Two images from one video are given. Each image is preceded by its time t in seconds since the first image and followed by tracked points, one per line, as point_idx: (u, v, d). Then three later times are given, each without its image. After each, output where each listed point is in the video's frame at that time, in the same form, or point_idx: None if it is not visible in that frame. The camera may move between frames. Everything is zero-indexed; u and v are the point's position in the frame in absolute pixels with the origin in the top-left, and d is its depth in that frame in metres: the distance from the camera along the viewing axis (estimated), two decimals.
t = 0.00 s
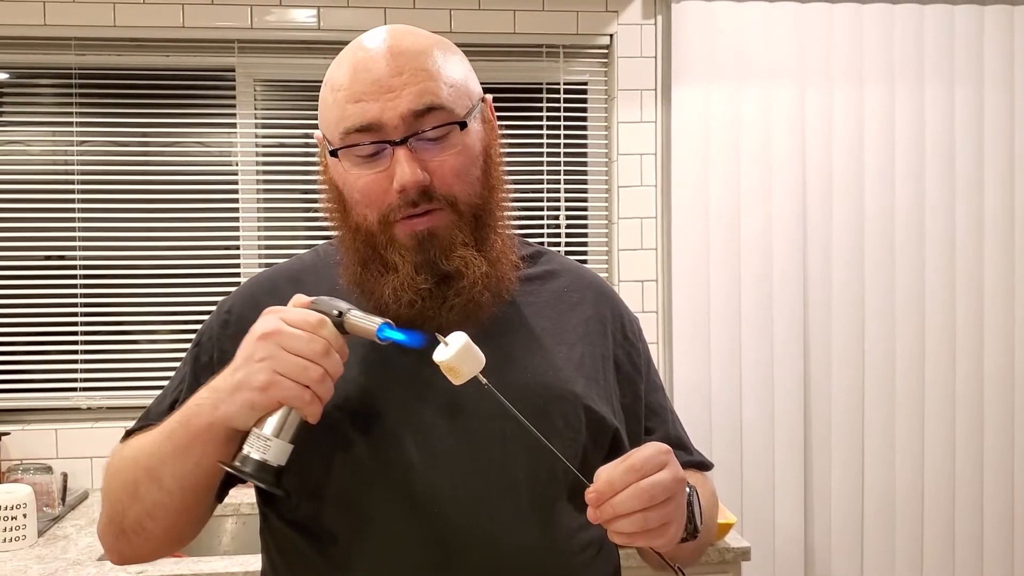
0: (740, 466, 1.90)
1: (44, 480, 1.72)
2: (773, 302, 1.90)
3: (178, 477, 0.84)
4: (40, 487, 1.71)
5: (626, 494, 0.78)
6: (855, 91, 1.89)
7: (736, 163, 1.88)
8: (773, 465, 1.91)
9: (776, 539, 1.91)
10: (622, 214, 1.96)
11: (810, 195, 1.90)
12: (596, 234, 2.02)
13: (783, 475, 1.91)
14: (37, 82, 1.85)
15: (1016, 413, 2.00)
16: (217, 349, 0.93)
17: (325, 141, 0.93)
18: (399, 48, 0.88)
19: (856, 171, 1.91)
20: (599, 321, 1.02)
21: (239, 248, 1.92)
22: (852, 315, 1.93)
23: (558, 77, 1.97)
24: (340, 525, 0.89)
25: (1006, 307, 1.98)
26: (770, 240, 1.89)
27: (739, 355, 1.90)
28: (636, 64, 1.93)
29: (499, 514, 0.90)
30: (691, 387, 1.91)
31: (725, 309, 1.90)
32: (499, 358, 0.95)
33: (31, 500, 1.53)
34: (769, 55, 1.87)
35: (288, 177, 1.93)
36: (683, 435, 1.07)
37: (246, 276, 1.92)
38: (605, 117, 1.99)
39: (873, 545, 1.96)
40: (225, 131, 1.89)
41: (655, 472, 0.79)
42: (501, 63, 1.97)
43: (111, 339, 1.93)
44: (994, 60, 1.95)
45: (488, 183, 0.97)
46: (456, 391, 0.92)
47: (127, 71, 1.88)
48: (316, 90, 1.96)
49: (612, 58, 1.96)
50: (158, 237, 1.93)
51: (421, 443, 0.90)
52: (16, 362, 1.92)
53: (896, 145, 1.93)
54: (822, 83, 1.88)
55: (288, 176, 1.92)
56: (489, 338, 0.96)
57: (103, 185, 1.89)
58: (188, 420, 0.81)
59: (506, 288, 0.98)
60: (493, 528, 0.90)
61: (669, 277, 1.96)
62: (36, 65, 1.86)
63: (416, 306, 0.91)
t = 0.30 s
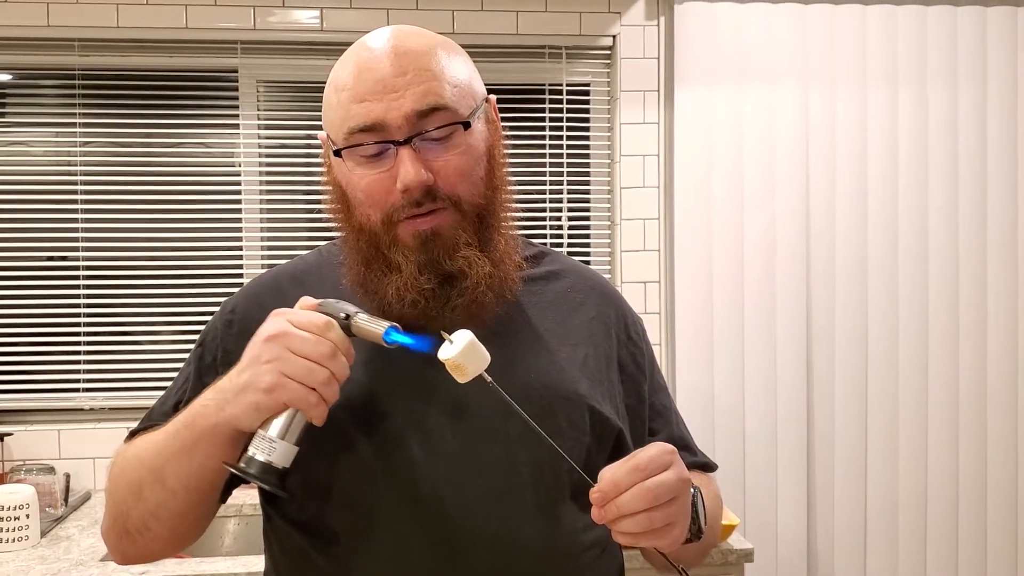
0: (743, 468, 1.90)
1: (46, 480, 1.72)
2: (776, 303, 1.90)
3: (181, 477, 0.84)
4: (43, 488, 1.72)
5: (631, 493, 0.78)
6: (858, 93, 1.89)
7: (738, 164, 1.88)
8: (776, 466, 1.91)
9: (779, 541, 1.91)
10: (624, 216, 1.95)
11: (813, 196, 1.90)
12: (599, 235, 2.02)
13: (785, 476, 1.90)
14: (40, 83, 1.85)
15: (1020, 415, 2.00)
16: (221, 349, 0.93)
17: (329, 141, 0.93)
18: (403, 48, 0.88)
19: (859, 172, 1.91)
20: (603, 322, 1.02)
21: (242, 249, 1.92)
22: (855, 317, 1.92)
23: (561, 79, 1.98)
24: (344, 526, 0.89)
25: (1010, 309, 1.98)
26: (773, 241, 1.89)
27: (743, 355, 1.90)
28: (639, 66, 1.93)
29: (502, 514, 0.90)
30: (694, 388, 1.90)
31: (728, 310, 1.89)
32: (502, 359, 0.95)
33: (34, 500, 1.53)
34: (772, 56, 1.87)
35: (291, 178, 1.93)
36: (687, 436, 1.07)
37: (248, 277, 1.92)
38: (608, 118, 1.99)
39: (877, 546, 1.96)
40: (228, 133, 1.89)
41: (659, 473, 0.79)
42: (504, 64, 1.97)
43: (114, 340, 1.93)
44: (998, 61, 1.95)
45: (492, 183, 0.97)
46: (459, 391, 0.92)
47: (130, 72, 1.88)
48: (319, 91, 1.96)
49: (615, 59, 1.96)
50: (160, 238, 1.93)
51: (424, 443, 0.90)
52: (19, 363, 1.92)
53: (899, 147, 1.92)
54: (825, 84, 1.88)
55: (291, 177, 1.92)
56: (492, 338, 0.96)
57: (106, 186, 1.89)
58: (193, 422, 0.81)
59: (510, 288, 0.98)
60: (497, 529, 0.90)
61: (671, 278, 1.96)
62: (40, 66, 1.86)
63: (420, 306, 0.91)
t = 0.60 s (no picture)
0: (743, 469, 1.90)
1: (46, 481, 1.72)
2: (777, 303, 1.89)
3: (181, 479, 0.83)
4: (42, 489, 1.71)
5: (632, 495, 0.77)
6: (859, 93, 1.89)
7: (739, 164, 1.88)
8: (777, 467, 1.90)
9: (779, 542, 1.90)
10: (625, 216, 1.95)
11: (814, 196, 1.90)
12: (600, 236, 2.01)
13: (786, 477, 1.90)
14: (40, 83, 1.85)
15: (1020, 416, 1.99)
16: (221, 351, 0.93)
17: (330, 141, 0.93)
18: (404, 49, 0.88)
19: (860, 172, 1.91)
20: (604, 324, 1.02)
21: (242, 249, 1.91)
22: (856, 317, 1.92)
23: (562, 79, 1.98)
24: (343, 528, 0.88)
25: (1011, 311, 1.97)
26: (774, 241, 1.89)
27: (744, 356, 1.90)
28: (640, 66, 1.93)
29: (502, 516, 0.90)
30: (694, 389, 1.90)
31: (729, 311, 1.89)
32: (503, 361, 0.95)
33: (33, 501, 1.52)
34: (774, 56, 1.87)
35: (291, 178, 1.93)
36: (688, 438, 1.07)
37: (249, 278, 1.92)
38: (609, 119, 1.99)
39: (877, 548, 1.95)
40: (228, 133, 1.89)
41: (660, 475, 0.79)
42: (504, 65, 1.97)
43: (114, 341, 1.93)
44: (999, 62, 1.94)
45: (492, 184, 0.97)
46: (459, 393, 0.91)
47: (130, 73, 1.88)
48: (319, 92, 1.96)
49: (616, 60, 1.96)
50: (161, 238, 1.93)
51: (423, 445, 0.90)
52: (19, 363, 1.92)
53: (900, 148, 1.92)
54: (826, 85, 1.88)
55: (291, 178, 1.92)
56: (493, 339, 0.96)
57: (107, 187, 1.89)
58: (194, 423, 0.81)
59: (510, 288, 0.98)
60: (497, 531, 0.89)
61: (672, 279, 1.95)
62: (40, 66, 1.86)
63: (419, 306, 0.91)
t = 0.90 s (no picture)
0: (744, 467, 1.89)
1: (46, 480, 1.71)
2: (779, 302, 1.89)
3: (180, 477, 0.83)
4: (42, 488, 1.71)
5: (636, 493, 0.77)
6: (862, 92, 1.89)
7: (742, 162, 1.87)
8: (778, 467, 1.90)
9: (781, 541, 1.90)
10: (627, 215, 1.95)
11: (816, 195, 1.90)
12: (601, 234, 2.01)
13: (787, 476, 1.90)
14: (40, 81, 1.85)
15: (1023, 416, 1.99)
16: (222, 348, 0.92)
17: (331, 137, 0.93)
18: (407, 45, 0.88)
19: (863, 171, 1.90)
20: (606, 322, 1.01)
21: (243, 248, 1.91)
22: (858, 316, 1.91)
23: (564, 77, 1.97)
24: (344, 528, 0.88)
25: (1013, 310, 1.97)
26: (776, 240, 1.89)
27: (746, 355, 1.89)
28: (642, 65, 1.93)
29: (504, 516, 0.89)
30: (695, 388, 1.89)
31: (731, 309, 1.89)
32: (505, 359, 0.94)
33: (34, 500, 1.52)
34: (776, 55, 1.87)
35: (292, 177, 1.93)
36: (690, 437, 1.06)
37: (250, 276, 1.92)
38: (611, 117, 1.98)
39: (879, 547, 1.95)
40: (229, 132, 1.89)
41: (665, 473, 0.79)
42: (506, 63, 1.96)
43: (115, 339, 1.92)
44: (1001, 61, 1.94)
45: (494, 181, 0.96)
46: (461, 392, 0.91)
47: (130, 71, 1.87)
48: (321, 90, 1.95)
49: (618, 58, 1.95)
50: (161, 237, 1.93)
51: (425, 444, 0.89)
52: (20, 362, 1.91)
53: (902, 147, 1.92)
54: (829, 83, 1.88)
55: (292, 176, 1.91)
56: (494, 337, 0.96)
57: (107, 185, 1.88)
58: (195, 420, 0.81)
59: (512, 286, 0.97)
60: (498, 530, 0.89)
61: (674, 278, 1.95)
62: (41, 64, 1.86)
63: (421, 304, 0.90)
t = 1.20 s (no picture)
0: (745, 467, 1.89)
1: (48, 479, 1.72)
2: (780, 301, 1.89)
3: (181, 476, 0.83)
4: (44, 486, 1.71)
5: (637, 492, 0.77)
6: (863, 91, 1.89)
7: (743, 161, 1.88)
8: (780, 467, 1.90)
9: (782, 541, 1.90)
10: (628, 214, 1.94)
11: (817, 194, 1.90)
12: (602, 234, 2.01)
13: (788, 475, 1.90)
14: (42, 80, 1.85)
15: None
16: (224, 348, 0.92)
17: (333, 135, 0.93)
18: (408, 44, 0.88)
19: (864, 170, 1.90)
20: (608, 321, 1.02)
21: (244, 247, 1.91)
22: (859, 316, 1.92)
23: (564, 76, 1.97)
24: (347, 526, 0.88)
25: (1015, 309, 1.97)
26: (777, 239, 1.89)
27: (747, 354, 1.90)
28: (643, 64, 1.92)
29: (506, 514, 0.89)
30: (696, 387, 1.90)
31: (732, 308, 1.89)
32: (507, 358, 0.94)
33: (35, 499, 1.52)
34: (777, 53, 1.87)
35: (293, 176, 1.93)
36: (692, 435, 1.06)
37: (251, 275, 1.92)
38: (612, 116, 1.98)
39: (880, 546, 1.95)
40: (230, 130, 1.89)
41: (666, 472, 0.79)
42: (507, 62, 1.96)
43: (116, 338, 1.93)
44: (1002, 60, 1.94)
45: (496, 182, 0.96)
46: (463, 391, 0.91)
47: (131, 70, 1.87)
48: (322, 89, 1.95)
49: (620, 57, 1.95)
50: (163, 235, 1.93)
51: (427, 443, 0.89)
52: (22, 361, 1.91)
53: (902, 146, 1.92)
54: (830, 82, 1.88)
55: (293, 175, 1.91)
56: (496, 336, 0.96)
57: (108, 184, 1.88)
58: (193, 418, 0.81)
59: (513, 286, 0.97)
60: (501, 529, 0.89)
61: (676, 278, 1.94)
62: (42, 63, 1.86)
63: (422, 304, 0.90)
